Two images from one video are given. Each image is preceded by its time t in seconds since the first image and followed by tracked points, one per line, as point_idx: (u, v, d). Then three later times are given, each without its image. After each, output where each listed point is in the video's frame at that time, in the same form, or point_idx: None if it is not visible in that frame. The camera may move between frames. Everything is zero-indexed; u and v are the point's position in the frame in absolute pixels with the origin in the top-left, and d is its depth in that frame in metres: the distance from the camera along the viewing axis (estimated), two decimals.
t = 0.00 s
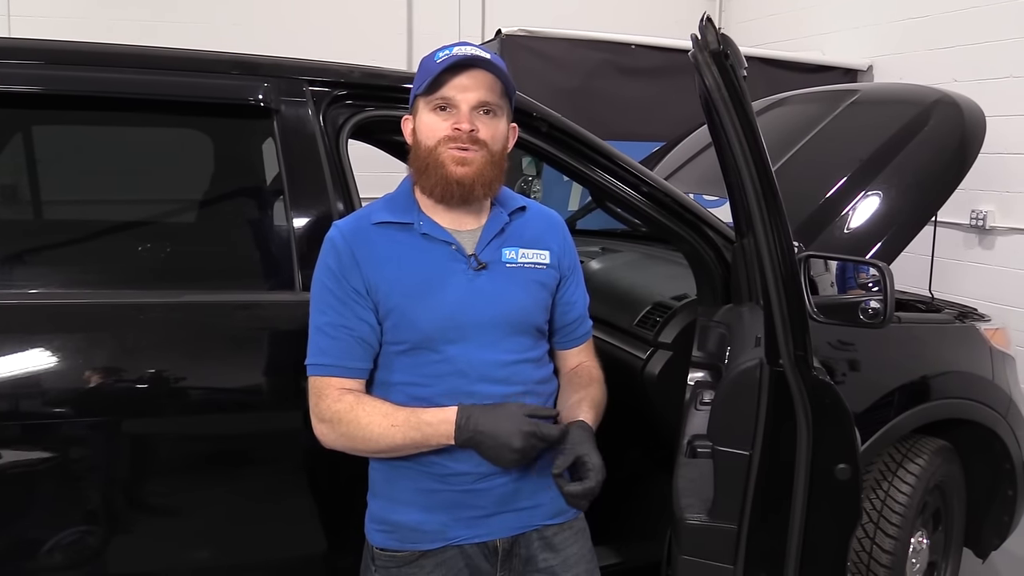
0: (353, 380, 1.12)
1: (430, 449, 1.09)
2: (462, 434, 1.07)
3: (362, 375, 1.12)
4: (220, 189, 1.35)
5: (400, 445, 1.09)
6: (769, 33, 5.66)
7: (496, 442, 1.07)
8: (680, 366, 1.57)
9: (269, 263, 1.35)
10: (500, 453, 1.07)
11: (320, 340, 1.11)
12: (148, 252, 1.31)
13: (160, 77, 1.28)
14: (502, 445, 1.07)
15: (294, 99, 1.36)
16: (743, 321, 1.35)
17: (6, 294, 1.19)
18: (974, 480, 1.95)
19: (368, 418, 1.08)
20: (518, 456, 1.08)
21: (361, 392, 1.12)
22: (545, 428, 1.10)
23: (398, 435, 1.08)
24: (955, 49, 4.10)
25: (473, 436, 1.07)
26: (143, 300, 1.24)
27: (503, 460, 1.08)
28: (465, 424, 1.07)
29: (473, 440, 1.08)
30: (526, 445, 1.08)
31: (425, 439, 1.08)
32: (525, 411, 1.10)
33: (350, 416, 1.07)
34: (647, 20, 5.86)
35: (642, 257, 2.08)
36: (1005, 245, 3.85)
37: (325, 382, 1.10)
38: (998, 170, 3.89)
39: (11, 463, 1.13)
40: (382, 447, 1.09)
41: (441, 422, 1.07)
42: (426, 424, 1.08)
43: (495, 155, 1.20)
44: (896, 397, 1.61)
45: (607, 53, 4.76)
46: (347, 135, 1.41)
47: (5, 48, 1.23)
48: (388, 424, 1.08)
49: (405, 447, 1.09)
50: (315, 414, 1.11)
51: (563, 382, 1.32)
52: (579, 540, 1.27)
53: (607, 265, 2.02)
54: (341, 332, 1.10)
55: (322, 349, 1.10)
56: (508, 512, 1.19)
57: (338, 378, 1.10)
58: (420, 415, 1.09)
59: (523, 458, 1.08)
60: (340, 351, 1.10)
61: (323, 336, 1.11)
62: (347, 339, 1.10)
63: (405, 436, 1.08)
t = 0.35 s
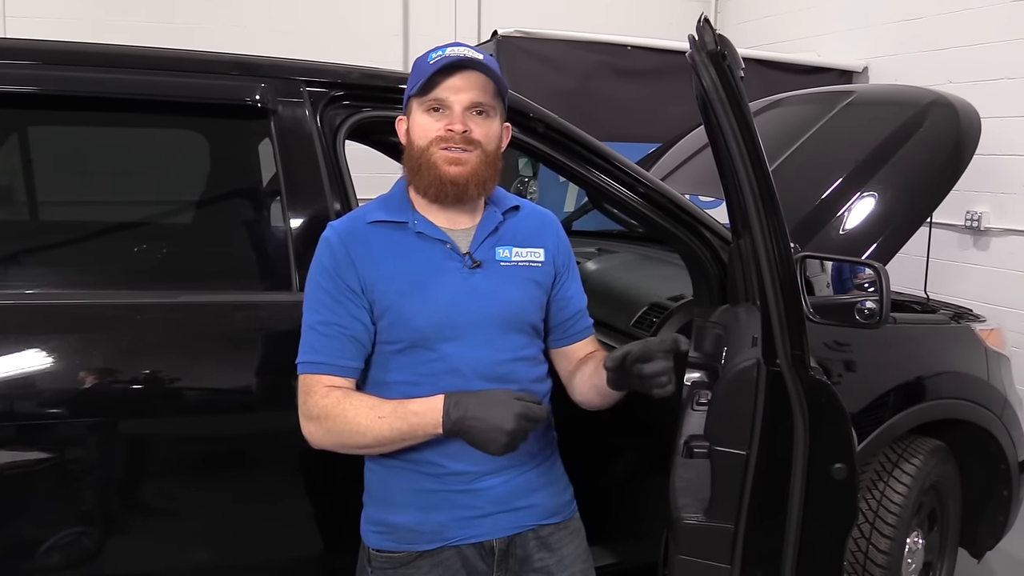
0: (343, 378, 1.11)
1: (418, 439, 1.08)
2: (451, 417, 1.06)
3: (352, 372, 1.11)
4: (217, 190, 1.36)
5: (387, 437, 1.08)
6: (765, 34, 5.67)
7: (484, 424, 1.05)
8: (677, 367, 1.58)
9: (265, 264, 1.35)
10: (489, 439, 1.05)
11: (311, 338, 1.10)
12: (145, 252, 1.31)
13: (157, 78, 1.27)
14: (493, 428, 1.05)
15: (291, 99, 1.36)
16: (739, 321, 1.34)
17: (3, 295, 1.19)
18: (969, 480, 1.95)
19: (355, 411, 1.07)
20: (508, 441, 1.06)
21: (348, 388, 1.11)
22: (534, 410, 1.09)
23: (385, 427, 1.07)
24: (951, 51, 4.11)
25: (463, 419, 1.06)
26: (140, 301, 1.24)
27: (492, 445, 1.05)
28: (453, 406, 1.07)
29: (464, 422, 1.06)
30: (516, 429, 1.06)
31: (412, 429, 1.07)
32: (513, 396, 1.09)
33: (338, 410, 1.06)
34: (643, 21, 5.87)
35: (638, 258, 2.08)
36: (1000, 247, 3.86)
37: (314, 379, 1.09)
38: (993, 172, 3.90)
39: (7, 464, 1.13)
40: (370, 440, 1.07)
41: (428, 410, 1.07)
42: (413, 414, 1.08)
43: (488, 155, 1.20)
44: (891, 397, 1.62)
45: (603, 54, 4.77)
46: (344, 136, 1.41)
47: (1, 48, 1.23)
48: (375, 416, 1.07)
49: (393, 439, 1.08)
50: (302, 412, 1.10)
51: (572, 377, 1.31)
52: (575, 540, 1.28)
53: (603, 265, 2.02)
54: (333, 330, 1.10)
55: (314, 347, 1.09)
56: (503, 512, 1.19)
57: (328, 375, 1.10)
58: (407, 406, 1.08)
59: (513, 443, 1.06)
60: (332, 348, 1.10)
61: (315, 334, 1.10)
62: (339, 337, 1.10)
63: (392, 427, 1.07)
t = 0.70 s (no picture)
0: (337, 383, 1.12)
1: (416, 448, 1.09)
2: (451, 431, 1.07)
3: (344, 377, 1.12)
4: (213, 190, 1.35)
5: (385, 446, 1.09)
6: (760, 35, 5.68)
7: (484, 438, 1.06)
8: (672, 367, 1.57)
9: (259, 265, 1.34)
10: (488, 452, 1.06)
11: (303, 343, 1.10)
12: (139, 253, 1.31)
13: (150, 79, 1.27)
14: (492, 441, 1.06)
15: (285, 101, 1.36)
16: (733, 322, 1.34)
17: None
18: (964, 479, 1.96)
19: (352, 420, 1.08)
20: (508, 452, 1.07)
21: (344, 394, 1.11)
22: (532, 424, 1.10)
23: (384, 437, 1.08)
24: (945, 52, 4.13)
25: (463, 432, 1.07)
26: (133, 303, 1.23)
27: (492, 458, 1.06)
28: (453, 420, 1.07)
29: (464, 435, 1.07)
30: (515, 441, 1.07)
31: (411, 439, 1.08)
32: (511, 409, 1.10)
33: (336, 419, 1.07)
34: (639, 22, 5.88)
35: (633, 258, 2.08)
36: (994, 247, 3.87)
37: (309, 385, 1.10)
38: (987, 172, 3.91)
39: None
40: (368, 449, 1.08)
41: (427, 422, 1.07)
42: (411, 425, 1.08)
43: (479, 157, 1.20)
44: (886, 397, 1.62)
45: (598, 55, 4.77)
46: (338, 137, 1.41)
47: None
48: (373, 426, 1.08)
49: (391, 447, 1.09)
50: (297, 416, 1.10)
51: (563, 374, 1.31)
52: (569, 541, 1.27)
53: (598, 266, 2.02)
54: (325, 336, 1.10)
55: (307, 352, 1.10)
56: (497, 513, 1.18)
57: (322, 381, 1.10)
58: (405, 416, 1.09)
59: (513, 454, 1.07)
60: (323, 354, 1.10)
61: (307, 339, 1.10)
62: (331, 343, 1.10)
63: (390, 436, 1.08)
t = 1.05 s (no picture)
0: (332, 385, 1.12)
1: (408, 452, 1.10)
2: (442, 436, 1.08)
3: (339, 379, 1.12)
4: (209, 191, 1.35)
5: (378, 448, 1.09)
6: (757, 35, 5.68)
7: (474, 444, 1.08)
8: (667, 368, 1.57)
9: (255, 265, 1.34)
10: (479, 456, 1.09)
11: (298, 344, 1.10)
12: (134, 252, 1.31)
13: (146, 78, 1.27)
14: (482, 447, 1.08)
15: (280, 100, 1.36)
16: (729, 322, 1.32)
17: None
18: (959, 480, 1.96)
19: (345, 422, 1.08)
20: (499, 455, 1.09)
21: (337, 395, 1.11)
22: (523, 428, 1.12)
23: (376, 440, 1.08)
24: (941, 53, 4.13)
25: (454, 438, 1.08)
26: (129, 303, 1.23)
27: (482, 462, 1.09)
28: (444, 426, 1.08)
29: (456, 440, 1.08)
30: (505, 446, 1.09)
31: (403, 443, 1.09)
32: (502, 414, 1.11)
33: (329, 421, 1.07)
34: (636, 23, 5.88)
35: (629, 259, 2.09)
36: (990, 248, 3.88)
37: (303, 387, 1.10)
38: (983, 174, 3.92)
39: None
40: (360, 451, 1.09)
41: (419, 427, 1.08)
42: (404, 429, 1.09)
43: (474, 158, 1.20)
44: (882, 398, 1.62)
45: (596, 55, 4.77)
46: (333, 137, 1.41)
47: None
48: (366, 429, 1.08)
49: (383, 450, 1.09)
50: (291, 416, 1.11)
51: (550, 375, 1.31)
52: (564, 542, 1.27)
53: (595, 266, 2.02)
54: (320, 337, 1.10)
55: (301, 354, 1.09)
56: (491, 514, 1.18)
57: (315, 382, 1.10)
58: (398, 419, 1.09)
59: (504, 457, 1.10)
60: (318, 356, 1.10)
61: (302, 341, 1.10)
62: (326, 345, 1.10)
63: (382, 439, 1.08)
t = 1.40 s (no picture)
0: (328, 388, 1.12)
1: (404, 456, 1.10)
2: (438, 441, 1.07)
3: (337, 383, 1.12)
4: (205, 191, 1.35)
5: (374, 453, 1.09)
6: (755, 36, 5.69)
7: (470, 449, 1.07)
8: (665, 368, 1.57)
9: (252, 266, 1.34)
10: (475, 460, 1.08)
11: (295, 348, 1.10)
12: (132, 253, 1.30)
13: (142, 78, 1.26)
14: (478, 451, 1.07)
15: (277, 101, 1.35)
16: (726, 324, 1.33)
17: None
18: (957, 480, 1.97)
19: (343, 426, 1.08)
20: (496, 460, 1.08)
21: (334, 399, 1.11)
22: (520, 432, 1.10)
23: (373, 445, 1.08)
24: (938, 54, 4.14)
25: (450, 442, 1.07)
26: (126, 303, 1.22)
27: (480, 466, 1.08)
28: (440, 431, 1.08)
29: (452, 443, 1.07)
30: (502, 451, 1.08)
31: (399, 448, 1.09)
32: (497, 418, 1.10)
33: (326, 426, 1.07)
34: (633, 23, 5.88)
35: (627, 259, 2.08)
36: (987, 248, 3.89)
37: (301, 391, 1.10)
38: (980, 173, 3.93)
39: None
40: (356, 455, 1.09)
41: (415, 432, 1.08)
42: (400, 434, 1.09)
43: (469, 160, 1.19)
44: (879, 399, 1.62)
45: (593, 55, 4.77)
46: (331, 137, 1.40)
47: None
48: (362, 434, 1.08)
49: (379, 455, 1.10)
50: (289, 418, 1.11)
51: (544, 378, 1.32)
52: (562, 543, 1.27)
53: (592, 267, 2.02)
54: (318, 341, 1.10)
55: (299, 357, 1.09)
56: (489, 516, 1.18)
57: (313, 386, 1.10)
58: (394, 424, 1.09)
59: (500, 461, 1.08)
60: (315, 359, 1.10)
61: (299, 344, 1.10)
62: (323, 348, 1.10)
63: (378, 444, 1.09)
